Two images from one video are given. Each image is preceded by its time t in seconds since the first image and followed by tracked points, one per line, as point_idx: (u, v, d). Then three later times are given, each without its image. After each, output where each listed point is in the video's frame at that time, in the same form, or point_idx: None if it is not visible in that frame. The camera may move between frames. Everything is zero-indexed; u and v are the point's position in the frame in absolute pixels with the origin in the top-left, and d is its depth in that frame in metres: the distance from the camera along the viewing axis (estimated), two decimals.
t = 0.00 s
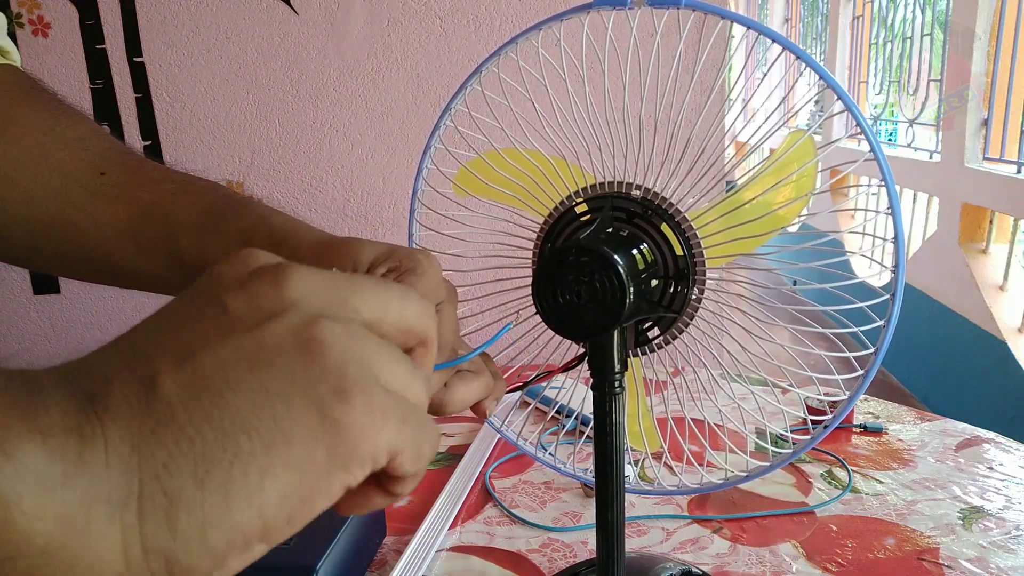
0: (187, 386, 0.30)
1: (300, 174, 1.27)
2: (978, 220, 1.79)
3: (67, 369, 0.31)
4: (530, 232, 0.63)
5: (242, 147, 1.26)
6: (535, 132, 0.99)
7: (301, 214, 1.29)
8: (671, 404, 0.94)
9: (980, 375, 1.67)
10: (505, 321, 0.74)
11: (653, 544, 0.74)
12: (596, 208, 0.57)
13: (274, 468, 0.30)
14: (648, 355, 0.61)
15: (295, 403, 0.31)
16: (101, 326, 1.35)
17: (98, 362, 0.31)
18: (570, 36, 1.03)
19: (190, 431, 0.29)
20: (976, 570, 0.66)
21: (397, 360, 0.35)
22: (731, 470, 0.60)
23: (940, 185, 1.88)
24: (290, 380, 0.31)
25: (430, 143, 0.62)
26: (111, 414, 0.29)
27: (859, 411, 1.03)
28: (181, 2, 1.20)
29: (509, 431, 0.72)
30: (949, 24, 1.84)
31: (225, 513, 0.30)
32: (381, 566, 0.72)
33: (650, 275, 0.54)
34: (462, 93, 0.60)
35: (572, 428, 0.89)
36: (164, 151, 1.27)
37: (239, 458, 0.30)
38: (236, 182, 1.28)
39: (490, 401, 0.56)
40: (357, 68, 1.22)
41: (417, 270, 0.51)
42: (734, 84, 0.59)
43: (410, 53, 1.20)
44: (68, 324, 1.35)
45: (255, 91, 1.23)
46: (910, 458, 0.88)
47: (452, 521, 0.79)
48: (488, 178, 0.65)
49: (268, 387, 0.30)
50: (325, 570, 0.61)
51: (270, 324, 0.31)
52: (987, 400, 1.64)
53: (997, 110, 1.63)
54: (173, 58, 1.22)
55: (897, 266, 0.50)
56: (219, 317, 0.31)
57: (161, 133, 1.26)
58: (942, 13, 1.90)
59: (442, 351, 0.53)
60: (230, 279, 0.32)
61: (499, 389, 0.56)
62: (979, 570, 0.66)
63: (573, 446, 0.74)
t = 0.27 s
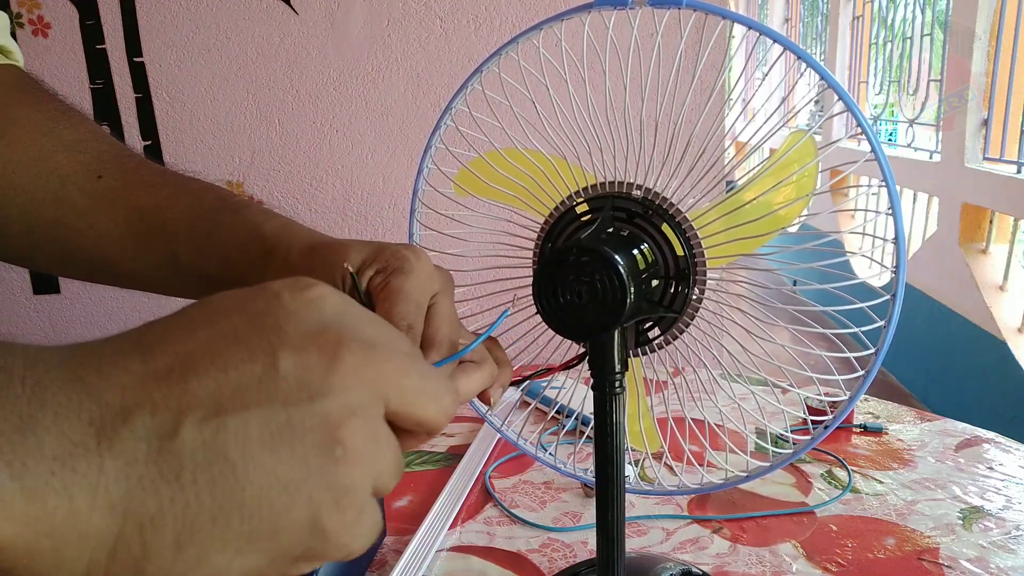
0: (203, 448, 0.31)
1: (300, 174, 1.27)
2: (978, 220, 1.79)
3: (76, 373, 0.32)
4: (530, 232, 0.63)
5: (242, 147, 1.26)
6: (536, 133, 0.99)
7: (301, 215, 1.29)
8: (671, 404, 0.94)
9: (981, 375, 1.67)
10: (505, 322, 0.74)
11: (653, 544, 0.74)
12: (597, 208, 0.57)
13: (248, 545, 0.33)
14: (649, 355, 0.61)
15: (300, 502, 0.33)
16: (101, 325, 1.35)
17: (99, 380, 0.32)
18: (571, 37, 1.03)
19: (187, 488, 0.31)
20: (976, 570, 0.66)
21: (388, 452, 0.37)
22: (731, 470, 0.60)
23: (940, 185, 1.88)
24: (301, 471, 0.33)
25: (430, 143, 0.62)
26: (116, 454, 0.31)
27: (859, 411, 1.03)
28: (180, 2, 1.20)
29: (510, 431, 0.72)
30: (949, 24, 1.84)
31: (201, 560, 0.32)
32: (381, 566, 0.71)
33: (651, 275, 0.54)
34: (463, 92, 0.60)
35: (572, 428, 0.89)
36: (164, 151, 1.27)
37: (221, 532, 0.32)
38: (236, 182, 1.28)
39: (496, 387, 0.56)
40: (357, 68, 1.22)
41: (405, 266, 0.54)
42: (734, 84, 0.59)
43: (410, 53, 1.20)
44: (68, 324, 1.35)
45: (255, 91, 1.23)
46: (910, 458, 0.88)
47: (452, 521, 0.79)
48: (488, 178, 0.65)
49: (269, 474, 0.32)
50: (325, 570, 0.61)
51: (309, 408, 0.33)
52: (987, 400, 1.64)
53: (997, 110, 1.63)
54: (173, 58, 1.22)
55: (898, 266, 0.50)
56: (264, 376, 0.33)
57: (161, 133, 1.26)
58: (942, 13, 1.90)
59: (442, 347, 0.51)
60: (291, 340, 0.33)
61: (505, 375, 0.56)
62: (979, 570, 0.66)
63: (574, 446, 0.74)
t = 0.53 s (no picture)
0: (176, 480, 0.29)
1: (300, 174, 1.27)
2: (978, 220, 1.79)
3: (68, 354, 0.30)
4: (531, 232, 0.63)
5: (242, 147, 1.26)
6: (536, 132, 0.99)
7: (301, 214, 1.29)
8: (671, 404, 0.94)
9: (980, 375, 1.67)
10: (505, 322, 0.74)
11: (653, 544, 0.74)
12: (597, 209, 0.57)
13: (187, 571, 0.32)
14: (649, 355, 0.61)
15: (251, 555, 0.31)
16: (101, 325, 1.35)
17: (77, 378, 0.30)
18: (571, 37, 1.03)
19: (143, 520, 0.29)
20: (976, 570, 0.66)
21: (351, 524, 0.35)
22: (732, 471, 0.60)
23: (940, 185, 1.88)
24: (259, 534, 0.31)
25: (430, 143, 0.62)
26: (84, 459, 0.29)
27: (859, 411, 1.03)
28: (180, 2, 1.20)
29: (509, 430, 0.72)
30: (949, 24, 1.84)
31: None
32: (381, 566, 0.71)
33: (650, 274, 0.54)
34: (462, 93, 0.60)
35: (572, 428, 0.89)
36: (164, 151, 1.27)
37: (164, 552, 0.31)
38: (236, 182, 1.28)
39: (501, 375, 0.58)
40: (357, 68, 1.22)
41: (385, 278, 0.51)
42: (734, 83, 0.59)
43: (410, 53, 1.20)
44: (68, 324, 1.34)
45: (255, 91, 1.23)
46: (910, 458, 0.88)
47: (452, 521, 0.79)
48: (488, 178, 0.65)
49: (214, 527, 0.30)
50: (326, 570, 0.61)
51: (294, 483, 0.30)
52: (987, 400, 1.64)
53: (997, 110, 1.63)
54: (173, 58, 1.22)
55: (899, 266, 0.50)
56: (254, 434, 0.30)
57: (161, 133, 1.26)
58: (941, 13, 1.90)
59: (436, 353, 0.50)
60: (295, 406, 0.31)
61: (508, 364, 0.58)
62: (979, 570, 0.66)
63: (574, 445, 0.74)
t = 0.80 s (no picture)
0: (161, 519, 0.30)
1: (300, 174, 1.27)
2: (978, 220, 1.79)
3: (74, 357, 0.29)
4: (530, 232, 0.63)
5: (242, 147, 1.26)
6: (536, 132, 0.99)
7: (301, 214, 1.29)
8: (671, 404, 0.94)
9: (981, 375, 1.67)
10: (504, 322, 0.74)
11: (653, 544, 0.74)
12: (596, 209, 0.57)
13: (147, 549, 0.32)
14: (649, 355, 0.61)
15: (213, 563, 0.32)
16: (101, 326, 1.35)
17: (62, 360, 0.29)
18: (571, 37, 1.03)
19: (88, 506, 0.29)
20: (976, 570, 0.66)
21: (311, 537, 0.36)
22: (732, 471, 0.60)
23: (940, 185, 1.88)
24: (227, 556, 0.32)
25: (430, 144, 0.62)
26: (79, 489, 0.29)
27: (859, 411, 1.03)
28: (180, 2, 1.20)
29: (509, 430, 0.71)
30: (949, 24, 1.84)
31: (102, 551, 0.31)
32: (381, 566, 0.71)
33: (650, 275, 0.54)
34: (462, 93, 0.60)
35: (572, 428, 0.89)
36: (164, 151, 1.27)
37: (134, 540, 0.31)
38: (236, 182, 1.28)
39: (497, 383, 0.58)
40: (357, 68, 1.22)
41: (376, 291, 0.51)
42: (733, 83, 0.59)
43: (410, 53, 1.20)
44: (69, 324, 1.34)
45: (255, 91, 1.23)
46: (910, 458, 0.88)
47: (452, 521, 0.79)
48: (488, 178, 0.65)
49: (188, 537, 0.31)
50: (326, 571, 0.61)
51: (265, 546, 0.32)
52: (987, 401, 1.64)
53: (997, 110, 1.63)
54: (173, 58, 1.22)
55: (899, 266, 0.50)
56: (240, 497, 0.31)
57: (161, 134, 1.26)
58: (941, 13, 1.90)
59: (432, 364, 0.50)
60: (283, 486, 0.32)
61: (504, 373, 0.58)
62: (979, 570, 0.66)
63: (574, 446, 0.74)
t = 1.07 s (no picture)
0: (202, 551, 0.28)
1: (300, 174, 1.27)
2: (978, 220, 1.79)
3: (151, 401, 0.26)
4: (530, 232, 0.63)
5: (242, 147, 1.26)
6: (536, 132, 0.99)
7: (301, 214, 1.29)
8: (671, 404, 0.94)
9: (981, 375, 1.67)
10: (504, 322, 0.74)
11: (653, 544, 0.74)
12: (596, 208, 0.57)
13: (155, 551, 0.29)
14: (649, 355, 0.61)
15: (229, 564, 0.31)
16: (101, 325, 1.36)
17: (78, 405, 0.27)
18: (571, 37, 1.03)
19: (46, 564, 0.27)
20: (976, 570, 0.66)
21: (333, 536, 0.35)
22: (731, 470, 0.60)
23: (940, 184, 1.88)
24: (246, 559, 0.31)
25: (430, 144, 0.62)
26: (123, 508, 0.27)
27: (859, 411, 1.03)
28: (180, 2, 1.20)
29: (509, 431, 0.71)
30: (949, 24, 1.84)
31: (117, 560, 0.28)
32: (381, 566, 0.71)
33: (650, 275, 0.54)
34: (462, 93, 0.60)
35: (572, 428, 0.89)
36: (164, 151, 1.27)
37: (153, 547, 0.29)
38: (236, 182, 1.28)
39: (496, 401, 0.57)
40: (357, 68, 1.22)
41: (394, 289, 0.50)
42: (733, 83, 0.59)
43: (410, 53, 1.20)
44: (69, 324, 1.34)
45: (255, 91, 1.23)
46: (910, 458, 0.88)
47: (452, 521, 0.79)
48: (488, 178, 0.65)
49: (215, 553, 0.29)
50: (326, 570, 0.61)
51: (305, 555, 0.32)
52: (987, 401, 1.64)
53: (997, 110, 1.63)
54: (173, 58, 1.22)
55: (898, 266, 0.50)
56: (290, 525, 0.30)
57: (161, 134, 1.26)
58: (941, 13, 1.90)
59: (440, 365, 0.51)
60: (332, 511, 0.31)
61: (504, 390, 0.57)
62: (979, 570, 0.66)
63: (573, 446, 0.74)
